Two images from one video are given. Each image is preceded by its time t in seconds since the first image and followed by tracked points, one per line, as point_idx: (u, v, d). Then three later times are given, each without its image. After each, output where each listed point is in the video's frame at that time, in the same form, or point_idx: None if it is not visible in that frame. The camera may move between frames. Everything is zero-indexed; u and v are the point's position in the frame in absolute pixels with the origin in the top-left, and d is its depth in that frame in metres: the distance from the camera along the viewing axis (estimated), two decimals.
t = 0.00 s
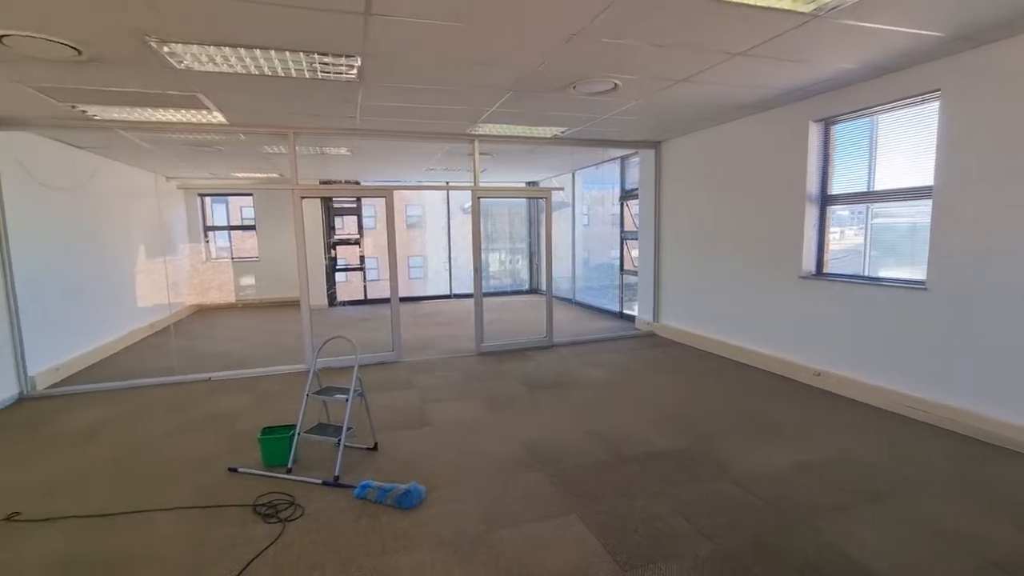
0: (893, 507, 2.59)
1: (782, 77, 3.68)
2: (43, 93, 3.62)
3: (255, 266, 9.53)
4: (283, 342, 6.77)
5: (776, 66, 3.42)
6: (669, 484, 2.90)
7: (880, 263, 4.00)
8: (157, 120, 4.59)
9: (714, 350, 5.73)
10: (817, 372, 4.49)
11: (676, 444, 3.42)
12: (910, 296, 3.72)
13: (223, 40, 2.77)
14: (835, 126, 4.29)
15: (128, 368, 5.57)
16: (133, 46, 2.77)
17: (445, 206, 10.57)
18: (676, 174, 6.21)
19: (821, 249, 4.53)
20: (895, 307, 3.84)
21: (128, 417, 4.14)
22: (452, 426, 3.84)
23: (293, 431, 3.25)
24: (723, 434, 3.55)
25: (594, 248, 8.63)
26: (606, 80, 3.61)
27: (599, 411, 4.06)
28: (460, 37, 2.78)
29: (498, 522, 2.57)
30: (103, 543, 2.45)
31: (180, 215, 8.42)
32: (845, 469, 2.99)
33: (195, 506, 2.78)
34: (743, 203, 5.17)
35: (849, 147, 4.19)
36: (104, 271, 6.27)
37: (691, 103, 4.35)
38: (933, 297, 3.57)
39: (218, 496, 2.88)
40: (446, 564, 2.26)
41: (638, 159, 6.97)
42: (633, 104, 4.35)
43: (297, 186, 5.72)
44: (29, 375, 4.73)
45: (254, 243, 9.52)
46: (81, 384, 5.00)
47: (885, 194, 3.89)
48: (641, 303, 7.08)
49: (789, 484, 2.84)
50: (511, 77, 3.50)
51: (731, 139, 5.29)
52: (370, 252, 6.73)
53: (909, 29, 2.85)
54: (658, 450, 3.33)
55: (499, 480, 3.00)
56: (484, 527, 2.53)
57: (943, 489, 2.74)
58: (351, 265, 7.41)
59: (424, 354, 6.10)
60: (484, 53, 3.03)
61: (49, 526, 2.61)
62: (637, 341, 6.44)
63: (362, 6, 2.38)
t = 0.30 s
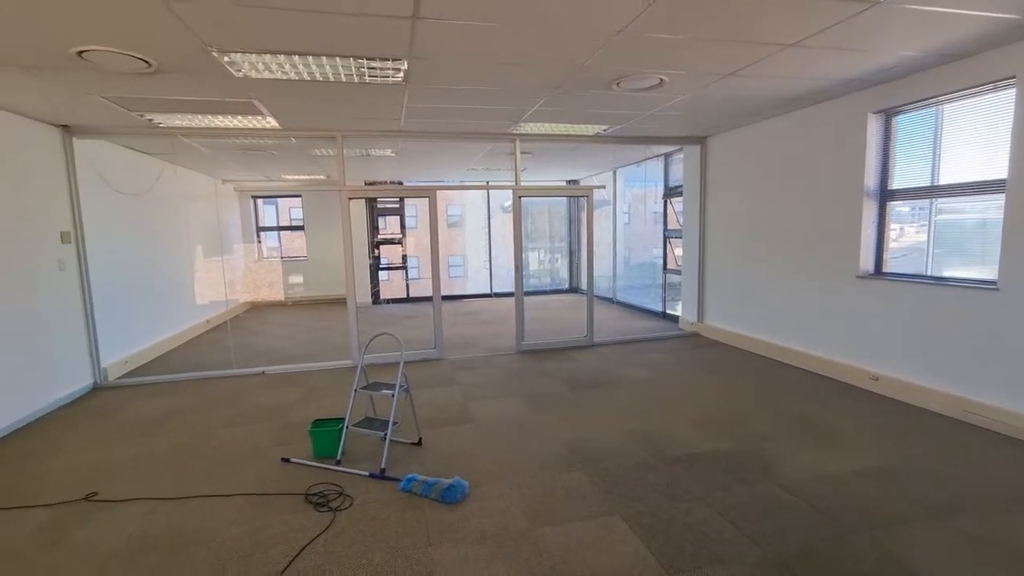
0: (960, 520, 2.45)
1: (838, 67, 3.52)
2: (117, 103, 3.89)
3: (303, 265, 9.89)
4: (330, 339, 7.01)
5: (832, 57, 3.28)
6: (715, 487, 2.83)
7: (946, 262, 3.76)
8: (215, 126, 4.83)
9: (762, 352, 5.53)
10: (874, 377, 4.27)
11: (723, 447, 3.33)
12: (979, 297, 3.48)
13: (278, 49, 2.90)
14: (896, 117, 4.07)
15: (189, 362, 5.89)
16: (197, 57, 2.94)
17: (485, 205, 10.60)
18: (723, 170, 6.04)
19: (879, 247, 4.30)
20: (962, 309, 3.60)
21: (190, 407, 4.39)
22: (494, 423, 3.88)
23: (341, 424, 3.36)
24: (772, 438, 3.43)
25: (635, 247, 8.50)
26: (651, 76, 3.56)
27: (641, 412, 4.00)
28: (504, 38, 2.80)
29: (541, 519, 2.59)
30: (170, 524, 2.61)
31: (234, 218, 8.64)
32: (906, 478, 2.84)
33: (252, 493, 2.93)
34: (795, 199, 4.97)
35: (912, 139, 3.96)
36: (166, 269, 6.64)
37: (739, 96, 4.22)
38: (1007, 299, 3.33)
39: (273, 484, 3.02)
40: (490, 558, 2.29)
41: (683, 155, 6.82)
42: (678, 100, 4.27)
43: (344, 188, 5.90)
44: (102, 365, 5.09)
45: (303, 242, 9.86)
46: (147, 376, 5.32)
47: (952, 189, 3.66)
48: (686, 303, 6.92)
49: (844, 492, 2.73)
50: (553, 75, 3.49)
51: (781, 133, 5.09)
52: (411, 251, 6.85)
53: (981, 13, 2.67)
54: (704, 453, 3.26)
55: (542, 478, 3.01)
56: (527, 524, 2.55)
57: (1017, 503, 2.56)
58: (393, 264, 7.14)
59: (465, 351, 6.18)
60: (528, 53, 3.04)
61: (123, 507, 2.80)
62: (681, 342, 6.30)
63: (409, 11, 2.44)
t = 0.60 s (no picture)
0: None
1: (904, 55, 3.33)
2: (183, 112, 4.13)
3: (351, 264, 10.22)
4: (377, 336, 7.20)
5: (899, 44, 3.10)
6: (767, 494, 2.74)
7: None
8: (272, 131, 5.06)
9: (817, 356, 5.30)
10: (942, 384, 4.01)
11: (775, 452, 3.22)
12: None
13: (333, 56, 3.00)
14: (969, 107, 3.80)
15: (246, 356, 6.19)
16: (258, 66, 3.08)
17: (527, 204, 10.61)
18: (775, 166, 5.82)
19: (949, 246, 4.04)
20: None
21: (248, 399, 4.62)
22: (538, 421, 3.89)
23: (389, 418, 3.46)
24: (829, 445, 3.29)
25: (680, 246, 8.32)
26: (701, 70, 3.47)
27: (688, 415, 3.92)
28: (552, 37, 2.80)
29: (586, 519, 2.58)
30: (232, 509, 2.76)
31: (285, 217, 8.98)
32: (980, 493, 2.66)
33: (307, 482, 3.05)
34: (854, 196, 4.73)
35: (988, 130, 3.69)
36: (225, 267, 7.01)
37: (794, 89, 4.06)
38: None
39: (326, 475, 3.14)
40: (536, 555, 2.31)
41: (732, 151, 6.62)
42: (729, 94, 4.14)
43: (391, 189, 6.05)
44: (169, 357, 5.42)
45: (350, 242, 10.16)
46: (208, 368, 5.63)
47: None
48: (734, 304, 6.71)
49: (909, 505, 2.58)
50: (599, 73, 3.46)
51: (840, 126, 4.86)
52: (454, 250, 6.92)
53: None
54: (755, 458, 3.16)
55: (586, 478, 3.00)
56: (573, 523, 2.54)
57: None
58: (436, 264, 7.32)
59: (508, 350, 6.22)
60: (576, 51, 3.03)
61: (190, 491, 2.98)
62: (729, 343, 6.13)
63: (458, 13, 2.48)
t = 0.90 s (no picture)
0: None
1: (985, 41, 3.10)
2: (247, 116, 4.36)
3: (398, 261, 10.49)
4: (423, 332, 7.36)
5: (980, 29, 2.89)
6: (825, 503, 2.63)
7: None
8: (327, 133, 5.25)
9: (879, 361, 5.02)
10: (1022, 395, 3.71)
11: (833, 460, 3.09)
12: None
13: (387, 59, 3.10)
14: None
15: (301, 349, 6.46)
16: (318, 71, 3.22)
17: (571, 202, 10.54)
18: (835, 161, 5.56)
19: None
20: None
21: (304, 390, 4.84)
22: (583, 420, 3.88)
23: (437, 412, 3.53)
24: (894, 455, 3.12)
25: (730, 244, 8.06)
26: (758, 62, 3.35)
27: (740, 418, 3.80)
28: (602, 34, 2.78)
29: (633, 520, 2.55)
30: (290, 494, 2.90)
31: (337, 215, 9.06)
32: None
33: (359, 471, 3.17)
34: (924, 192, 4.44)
35: None
36: (282, 263, 7.35)
37: (859, 79, 3.85)
38: None
39: (376, 465, 3.25)
40: (583, 554, 2.30)
41: (790, 145, 6.35)
42: (787, 87, 3.98)
43: (442, 188, 6.15)
44: (231, 349, 5.73)
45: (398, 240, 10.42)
46: (267, 360, 5.93)
47: None
48: (790, 305, 6.45)
49: (984, 522, 2.41)
50: (650, 69, 3.41)
51: (908, 118, 4.58)
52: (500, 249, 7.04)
53: None
54: (812, 465, 3.04)
55: (634, 479, 2.96)
56: (620, 523, 2.53)
57: None
58: (480, 261, 7.06)
59: (553, 348, 6.22)
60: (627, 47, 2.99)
61: (252, 475, 3.16)
62: (783, 346, 5.89)
63: (510, 13, 2.50)
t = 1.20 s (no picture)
0: None
1: None
2: (308, 119, 4.56)
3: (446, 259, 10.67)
4: (472, 329, 7.47)
5: None
6: (896, 518, 2.48)
7: None
8: (382, 134, 5.40)
9: (956, 369, 4.67)
10: None
11: (904, 473, 2.90)
12: None
13: (443, 61, 3.15)
14: None
15: (355, 343, 6.70)
16: (377, 74, 3.32)
17: (618, 202, 10.42)
18: (907, 155, 5.21)
19: None
20: None
21: (359, 383, 5.01)
22: (634, 421, 3.82)
23: (487, 408, 3.57)
24: (975, 470, 2.89)
25: (789, 243, 7.69)
26: (824, 52, 3.19)
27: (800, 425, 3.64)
28: (660, 28, 2.73)
29: (686, 525, 2.50)
30: (348, 482, 3.02)
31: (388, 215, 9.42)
32: None
33: (411, 463, 3.26)
34: (1010, 186, 4.09)
35: None
36: (338, 260, 7.66)
37: (937, 68, 3.61)
38: None
39: (428, 457, 3.33)
40: (635, 556, 2.28)
41: (857, 138, 6.00)
42: (856, 77, 3.77)
43: (492, 187, 6.15)
44: (291, 342, 6.02)
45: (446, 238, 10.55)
46: (324, 353, 6.19)
47: None
48: (855, 308, 6.10)
49: None
50: (707, 62, 3.32)
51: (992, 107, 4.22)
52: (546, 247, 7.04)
53: None
54: (880, 477, 2.87)
55: (686, 482, 2.90)
56: (673, 527, 2.48)
57: None
58: (527, 260, 7.37)
59: (601, 347, 6.17)
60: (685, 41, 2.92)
61: (312, 462, 3.31)
62: (847, 351, 5.59)
63: (566, 11, 2.50)
